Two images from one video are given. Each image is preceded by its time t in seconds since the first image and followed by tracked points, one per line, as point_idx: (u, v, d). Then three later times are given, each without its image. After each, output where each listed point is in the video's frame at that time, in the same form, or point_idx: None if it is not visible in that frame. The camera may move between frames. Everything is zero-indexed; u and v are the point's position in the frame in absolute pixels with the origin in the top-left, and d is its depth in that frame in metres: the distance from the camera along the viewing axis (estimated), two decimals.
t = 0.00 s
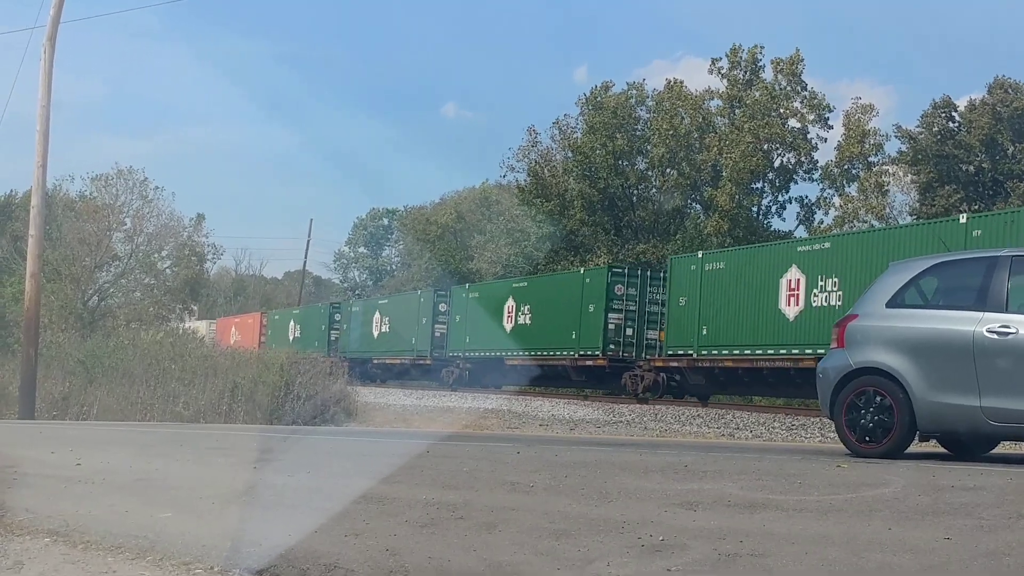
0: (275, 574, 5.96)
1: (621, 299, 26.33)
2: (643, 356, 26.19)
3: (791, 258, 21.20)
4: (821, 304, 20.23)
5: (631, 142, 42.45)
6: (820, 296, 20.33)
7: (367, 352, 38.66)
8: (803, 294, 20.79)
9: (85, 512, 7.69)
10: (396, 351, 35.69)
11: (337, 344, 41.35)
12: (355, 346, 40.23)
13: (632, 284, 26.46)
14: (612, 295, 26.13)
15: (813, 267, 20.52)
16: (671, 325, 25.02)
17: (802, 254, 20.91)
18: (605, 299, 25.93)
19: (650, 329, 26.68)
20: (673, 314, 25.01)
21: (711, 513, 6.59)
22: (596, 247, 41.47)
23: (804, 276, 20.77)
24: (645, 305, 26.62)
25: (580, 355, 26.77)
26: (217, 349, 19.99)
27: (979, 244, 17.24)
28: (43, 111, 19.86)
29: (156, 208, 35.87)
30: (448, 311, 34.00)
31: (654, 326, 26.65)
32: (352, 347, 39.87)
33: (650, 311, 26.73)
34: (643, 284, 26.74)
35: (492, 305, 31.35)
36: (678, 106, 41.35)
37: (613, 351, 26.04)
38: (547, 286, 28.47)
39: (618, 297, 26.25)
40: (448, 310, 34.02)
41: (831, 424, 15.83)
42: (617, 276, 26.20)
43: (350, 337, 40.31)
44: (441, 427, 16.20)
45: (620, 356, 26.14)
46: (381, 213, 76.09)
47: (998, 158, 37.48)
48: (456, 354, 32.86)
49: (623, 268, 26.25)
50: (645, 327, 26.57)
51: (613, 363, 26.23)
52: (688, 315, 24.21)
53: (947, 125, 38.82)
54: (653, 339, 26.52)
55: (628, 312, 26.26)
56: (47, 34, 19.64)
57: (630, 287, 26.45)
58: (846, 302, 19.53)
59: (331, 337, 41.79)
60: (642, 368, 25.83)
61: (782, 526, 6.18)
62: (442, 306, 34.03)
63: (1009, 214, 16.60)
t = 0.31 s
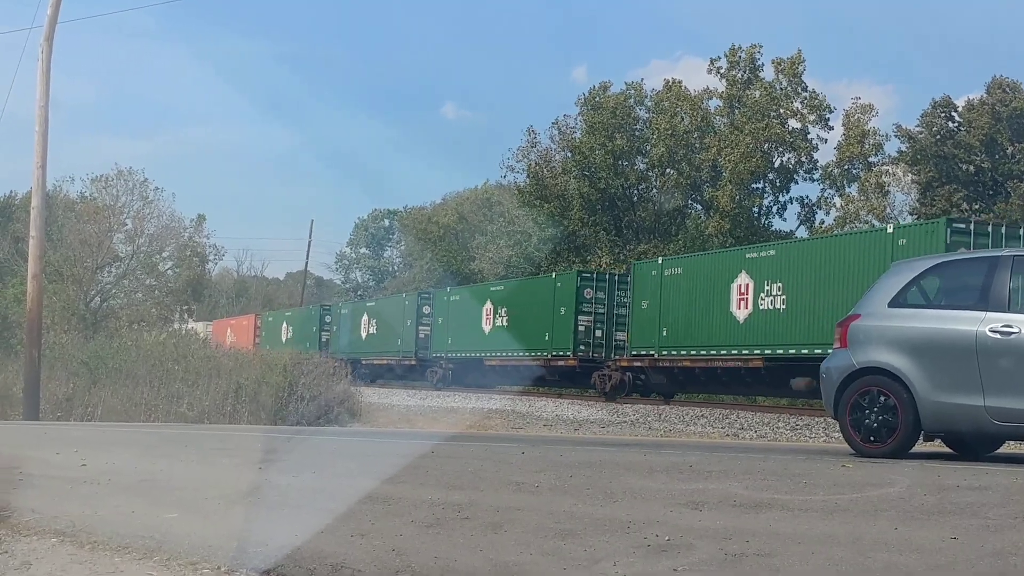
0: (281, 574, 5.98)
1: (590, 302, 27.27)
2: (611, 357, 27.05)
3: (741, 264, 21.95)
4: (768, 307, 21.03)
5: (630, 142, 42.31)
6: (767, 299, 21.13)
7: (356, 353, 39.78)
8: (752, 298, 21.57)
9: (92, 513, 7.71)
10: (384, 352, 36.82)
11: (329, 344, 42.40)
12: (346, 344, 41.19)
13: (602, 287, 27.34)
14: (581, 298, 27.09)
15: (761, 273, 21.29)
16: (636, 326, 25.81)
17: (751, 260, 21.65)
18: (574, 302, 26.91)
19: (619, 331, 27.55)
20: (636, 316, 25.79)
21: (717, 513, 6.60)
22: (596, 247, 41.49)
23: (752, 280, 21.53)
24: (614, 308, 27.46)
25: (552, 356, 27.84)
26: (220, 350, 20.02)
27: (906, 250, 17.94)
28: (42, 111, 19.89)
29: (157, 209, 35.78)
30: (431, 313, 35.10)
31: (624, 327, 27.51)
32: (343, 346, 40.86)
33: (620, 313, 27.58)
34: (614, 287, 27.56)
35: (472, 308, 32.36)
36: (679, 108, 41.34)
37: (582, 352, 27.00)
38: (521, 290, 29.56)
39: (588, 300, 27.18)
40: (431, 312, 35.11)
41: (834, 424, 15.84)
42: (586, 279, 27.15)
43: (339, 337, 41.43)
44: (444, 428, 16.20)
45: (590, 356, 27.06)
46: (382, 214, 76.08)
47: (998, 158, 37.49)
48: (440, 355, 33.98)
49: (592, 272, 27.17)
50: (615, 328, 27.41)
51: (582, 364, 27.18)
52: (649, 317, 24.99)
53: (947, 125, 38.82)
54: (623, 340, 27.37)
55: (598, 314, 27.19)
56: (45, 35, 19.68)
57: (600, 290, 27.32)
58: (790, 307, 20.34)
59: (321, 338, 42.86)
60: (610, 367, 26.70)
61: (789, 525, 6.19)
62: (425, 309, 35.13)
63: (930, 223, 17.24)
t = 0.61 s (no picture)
0: (275, 572, 5.97)
1: (559, 303, 28.92)
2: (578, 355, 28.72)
3: (695, 267, 23.55)
4: (719, 308, 22.65)
5: (632, 139, 42.26)
6: (717, 300, 22.78)
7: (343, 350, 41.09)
8: (704, 300, 23.21)
9: (86, 510, 7.69)
10: (368, 349, 38.17)
11: (314, 343, 43.48)
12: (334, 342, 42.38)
13: (570, 288, 29.03)
14: (551, 299, 28.77)
15: (712, 276, 22.92)
16: (600, 326, 27.50)
17: (704, 264, 23.25)
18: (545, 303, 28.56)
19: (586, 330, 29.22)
20: (601, 316, 27.49)
21: (711, 511, 6.58)
22: (597, 246, 41.44)
23: (705, 283, 23.17)
24: (582, 308, 29.21)
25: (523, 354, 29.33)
26: (219, 347, 19.99)
27: (839, 257, 19.47)
28: (43, 108, 19.84)
29: (157, 206, 35.77)
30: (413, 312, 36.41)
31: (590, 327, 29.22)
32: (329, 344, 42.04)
33: (586, 313, 29.32)
34: (581, 288, 29.28)
35: (447, 308, 33.81)
36: (679, 106, 41.31)
37: (551, 350, 28.60)
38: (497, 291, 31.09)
39: (558, 300, 28.85)
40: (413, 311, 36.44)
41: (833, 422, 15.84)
42: (556, 282, 28.81)
43: (326, 336, 42.71)
44: (443, 426, 16.18)
45: (558, 354, 28.68)
46: (384, 211, 75.91)
47: (1000, 157, 37.46)
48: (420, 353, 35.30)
49: (561, 274, 28.84)
50: (582, 328, 29.10)
51: (551, 361, 28.76)
52: (613, 317, 26.67)
53: (949, 124, 38.76)
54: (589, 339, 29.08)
55: (566, 314, 28.84)
56: (49, 32, 19.64)
57: (568, 291, 29.01)
58: (738, 306, 21.96)
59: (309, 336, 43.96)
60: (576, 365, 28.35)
61: (784, 524, 6.17)
62: (407, 308, 36.43)
63: (858, 232, 18.83)
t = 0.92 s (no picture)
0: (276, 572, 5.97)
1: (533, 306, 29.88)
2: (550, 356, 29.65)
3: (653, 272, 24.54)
4: (676, 310, 23.66)
5: (630, 140, 42.30)
6: (674, 303, 23.78)
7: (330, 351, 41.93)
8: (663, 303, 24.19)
9: (89, 511, 7.69)
10: (354, 350, 39.01)
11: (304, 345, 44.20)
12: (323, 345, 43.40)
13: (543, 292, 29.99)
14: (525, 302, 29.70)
15: (670, 281, 23.90)
16: (568, 328, 28.45)
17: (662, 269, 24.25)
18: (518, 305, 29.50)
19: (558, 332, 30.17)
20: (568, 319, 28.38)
21: (714, 511, 6.58)
22: (597, 246, 41.42)
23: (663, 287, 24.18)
24: (554, 311, 30.19)
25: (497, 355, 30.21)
26: (219, 348, 19.98)
27: (783, 262, 20.59)
28: (43, 110, 19.85)
29: (157, 207, 35.74)
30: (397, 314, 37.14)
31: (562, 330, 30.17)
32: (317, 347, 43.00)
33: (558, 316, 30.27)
34: (553, 292, 30.27)
35: (428, 313, 34.85)
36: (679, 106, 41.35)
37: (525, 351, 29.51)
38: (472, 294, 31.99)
39: (531, 303, 29.80)
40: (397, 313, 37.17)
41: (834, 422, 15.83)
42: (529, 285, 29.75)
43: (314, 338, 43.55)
44: (444, 427, 16.18)
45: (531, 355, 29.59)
46: (383, 212, 75.79)
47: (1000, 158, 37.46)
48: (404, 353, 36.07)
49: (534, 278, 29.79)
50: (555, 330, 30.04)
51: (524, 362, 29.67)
52: (579, 319, 27.62)
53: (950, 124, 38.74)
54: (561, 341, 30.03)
55: (539, 316, 29.78)
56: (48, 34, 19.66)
57: (541, 295, 29.98)
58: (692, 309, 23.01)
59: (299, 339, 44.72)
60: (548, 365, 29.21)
61: (786, 523, 6.18)
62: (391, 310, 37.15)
63: (800, 239, 20.03)
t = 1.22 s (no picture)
0: (274, 573, 5.97)
1: (503, 309, 31.40)
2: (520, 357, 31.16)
3: (612, 277, 26.32)
4: (631, 314, 25.47)
5: (627, 142, 42.47)
6: (631, 307, 25.58)
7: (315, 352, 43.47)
8: (620, 307, 25.98)
9: (87, 513, 7.68)
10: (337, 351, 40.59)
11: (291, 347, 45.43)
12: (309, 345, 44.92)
13: (513, 296, 31.57)
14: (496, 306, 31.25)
15: (626, 286, 25.69)
16: (535, 331, 30.15)
17: (619, 275, 26.00)
18: (490, 309, 31.06)
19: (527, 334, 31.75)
20: (535, 321, 30.08)
21: (712, 512, 6.58)
22: (593, 247, 41.48)
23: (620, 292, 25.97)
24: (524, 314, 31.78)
25: (471, 356, 31.76)
26: (217, 350, 19.98)
27: (724, 269, 22.52)
28: (40, 112, 19.83)
29: (155, 209, 35.71)
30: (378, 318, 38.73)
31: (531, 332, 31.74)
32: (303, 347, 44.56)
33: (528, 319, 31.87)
34: (523, 296, 31.88)
35: (406, 316, 36.42)
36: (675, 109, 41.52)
37: (496, 351, 31.04)
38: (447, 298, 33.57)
39: (502, 307, 31.35)
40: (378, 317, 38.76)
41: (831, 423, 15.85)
42: (500, 289, 31.29)
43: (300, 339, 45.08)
44: (441, 428, 16.21)
45: (501, 356, 31.11)
46: (381, 214, 75.82)
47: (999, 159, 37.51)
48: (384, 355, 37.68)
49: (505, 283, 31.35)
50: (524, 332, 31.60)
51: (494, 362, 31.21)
52: (544, 322, 29.32)
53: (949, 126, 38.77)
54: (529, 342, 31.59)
55: (510, 319, 31.32)
56: (45, 37, 19.64)
57: (511, 299, 31.55)
58: (646, 313, 24.85)
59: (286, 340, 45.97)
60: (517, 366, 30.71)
61: (784, 524, 6.18)
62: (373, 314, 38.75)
63: (741, 249, 21.96)
